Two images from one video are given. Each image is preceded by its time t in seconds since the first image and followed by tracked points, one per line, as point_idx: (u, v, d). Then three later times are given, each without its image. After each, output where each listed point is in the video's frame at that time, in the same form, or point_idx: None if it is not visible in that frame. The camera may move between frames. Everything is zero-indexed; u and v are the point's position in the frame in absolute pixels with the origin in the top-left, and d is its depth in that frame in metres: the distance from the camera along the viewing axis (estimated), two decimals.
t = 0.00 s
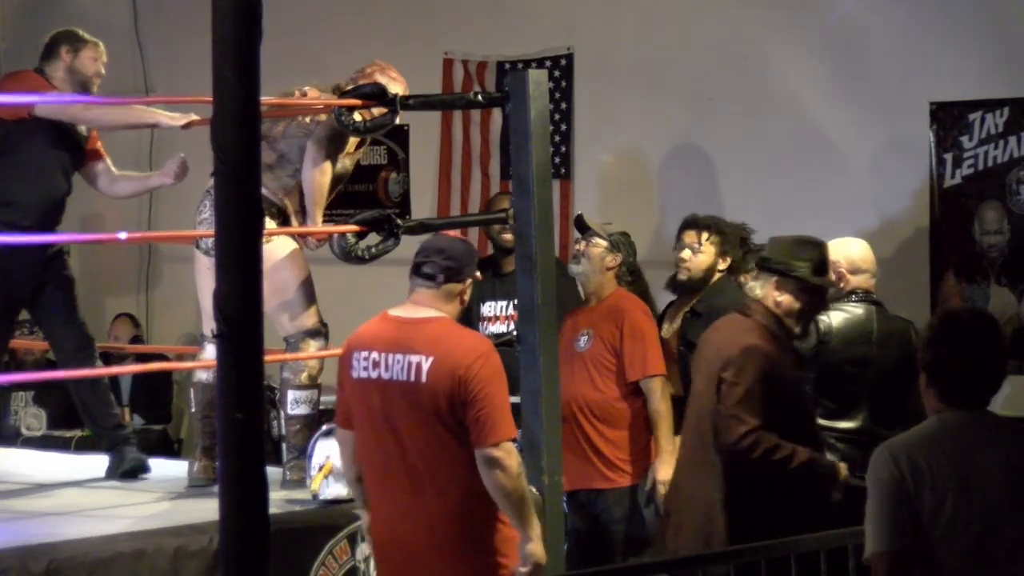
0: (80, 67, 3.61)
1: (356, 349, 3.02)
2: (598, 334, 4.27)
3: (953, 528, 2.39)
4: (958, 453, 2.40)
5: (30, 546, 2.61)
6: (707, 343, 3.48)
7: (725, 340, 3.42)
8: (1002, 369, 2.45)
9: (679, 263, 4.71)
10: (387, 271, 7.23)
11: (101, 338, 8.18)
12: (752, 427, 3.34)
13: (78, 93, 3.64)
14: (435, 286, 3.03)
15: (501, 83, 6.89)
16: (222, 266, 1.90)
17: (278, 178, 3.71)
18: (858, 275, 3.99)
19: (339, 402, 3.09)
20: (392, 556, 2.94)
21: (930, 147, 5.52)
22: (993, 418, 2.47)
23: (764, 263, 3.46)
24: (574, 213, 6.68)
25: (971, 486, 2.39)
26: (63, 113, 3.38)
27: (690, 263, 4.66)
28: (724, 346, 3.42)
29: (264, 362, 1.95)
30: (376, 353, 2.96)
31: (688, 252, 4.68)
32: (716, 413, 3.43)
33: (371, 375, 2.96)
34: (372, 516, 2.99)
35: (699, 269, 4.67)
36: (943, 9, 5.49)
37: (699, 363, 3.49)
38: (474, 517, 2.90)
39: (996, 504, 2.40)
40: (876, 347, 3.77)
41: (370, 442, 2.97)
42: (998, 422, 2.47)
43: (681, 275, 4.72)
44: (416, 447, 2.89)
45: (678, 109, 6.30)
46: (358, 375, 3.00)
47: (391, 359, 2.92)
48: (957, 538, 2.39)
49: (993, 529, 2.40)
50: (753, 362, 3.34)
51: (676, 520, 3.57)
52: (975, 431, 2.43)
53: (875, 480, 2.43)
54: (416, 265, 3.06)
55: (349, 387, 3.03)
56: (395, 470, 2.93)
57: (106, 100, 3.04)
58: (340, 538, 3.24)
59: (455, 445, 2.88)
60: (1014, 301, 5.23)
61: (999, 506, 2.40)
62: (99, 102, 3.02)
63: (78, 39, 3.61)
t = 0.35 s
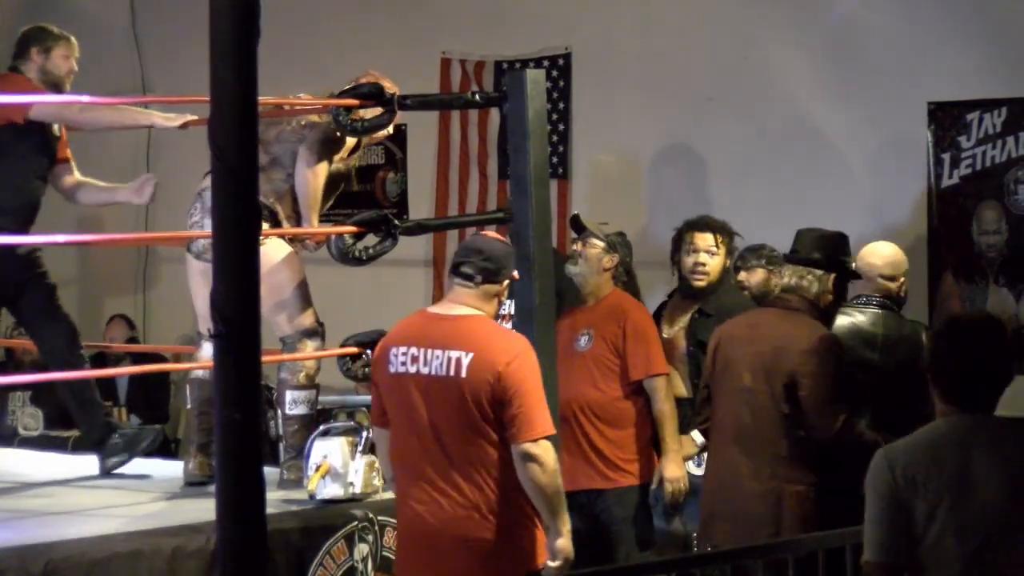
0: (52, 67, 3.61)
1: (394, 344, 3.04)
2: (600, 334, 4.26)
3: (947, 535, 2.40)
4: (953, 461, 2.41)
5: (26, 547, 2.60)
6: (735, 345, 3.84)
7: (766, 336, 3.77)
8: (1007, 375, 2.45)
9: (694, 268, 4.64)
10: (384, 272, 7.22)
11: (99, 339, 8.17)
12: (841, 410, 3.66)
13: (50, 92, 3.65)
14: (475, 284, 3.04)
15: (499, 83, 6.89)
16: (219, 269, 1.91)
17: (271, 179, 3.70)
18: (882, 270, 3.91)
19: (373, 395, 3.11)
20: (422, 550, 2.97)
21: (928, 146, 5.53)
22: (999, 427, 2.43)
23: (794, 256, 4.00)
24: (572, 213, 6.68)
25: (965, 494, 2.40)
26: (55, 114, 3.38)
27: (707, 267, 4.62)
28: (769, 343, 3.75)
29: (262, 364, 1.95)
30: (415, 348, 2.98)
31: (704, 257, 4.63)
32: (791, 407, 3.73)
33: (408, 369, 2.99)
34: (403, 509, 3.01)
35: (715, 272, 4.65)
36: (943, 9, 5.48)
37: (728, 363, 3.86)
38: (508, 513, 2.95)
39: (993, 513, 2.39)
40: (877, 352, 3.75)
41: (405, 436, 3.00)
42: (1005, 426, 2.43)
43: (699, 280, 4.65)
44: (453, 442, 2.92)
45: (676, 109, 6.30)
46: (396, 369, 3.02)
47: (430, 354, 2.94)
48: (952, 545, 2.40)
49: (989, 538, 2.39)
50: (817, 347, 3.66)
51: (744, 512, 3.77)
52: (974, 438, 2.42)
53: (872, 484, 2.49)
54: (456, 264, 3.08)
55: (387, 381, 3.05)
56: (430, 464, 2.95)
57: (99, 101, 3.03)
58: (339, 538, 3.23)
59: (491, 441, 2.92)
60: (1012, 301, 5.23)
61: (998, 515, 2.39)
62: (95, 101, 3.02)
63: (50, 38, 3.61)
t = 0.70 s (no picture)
0: (20, 64, 3.59)
1: (431, 334, 3.09)
2: (583, 337, 4.08)
3: (895, 534, 2.88)
4: (917, 466, 2.85)
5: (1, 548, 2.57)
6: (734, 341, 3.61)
7: (760, 333, 3.50)
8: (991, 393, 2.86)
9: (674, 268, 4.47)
10: (361, 272, 7.17)
11: (73, 339, 8.09)
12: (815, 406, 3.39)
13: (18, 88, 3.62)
14: (520, 281, 3.09)
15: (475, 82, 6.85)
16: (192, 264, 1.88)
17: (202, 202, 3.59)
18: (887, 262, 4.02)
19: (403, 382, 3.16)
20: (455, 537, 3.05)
21: (903, 147, 5.60)
22: (972, 441, 2.84)
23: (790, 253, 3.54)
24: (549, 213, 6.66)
25: (923, 496, 2.85)
26: (30, 116, 3.31)
27: (688, 265, 4.46)
28: (764, 341, 3.49)
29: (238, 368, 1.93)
30: (456, 338, 3.04)
31: (684, 256, 4.48)
32: (768, 403, 3.50)
33: (447, 360, 3.04)
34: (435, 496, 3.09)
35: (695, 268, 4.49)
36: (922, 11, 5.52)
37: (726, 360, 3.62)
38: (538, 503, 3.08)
39: (946, 520, 2.85)
40: (875, 348, 3.51)
41: (441, 426, 3.06)
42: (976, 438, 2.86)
43: (680, 279, 4.47)
44: (492, 434, 3.01)
45: (654, 110, 6.31)
46: (436, 358, 3.07)
47: (473, 347, 3.00)
48: (903, 544, 2.88)
49: (940, 541, 2.86)
50: (805, 352, 3.41)
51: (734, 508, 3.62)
52: (941, 450, 2.84)
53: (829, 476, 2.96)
54: (502, 260, 3.09)
55: (422, 369, 3.10)
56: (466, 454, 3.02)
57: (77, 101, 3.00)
58: (315, 538, 3.22)
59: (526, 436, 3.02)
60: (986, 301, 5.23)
61: (950, 521, 2.86)
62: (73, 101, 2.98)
63: (18, 34, 3.57)
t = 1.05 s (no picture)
0: None
1: (439, 331, 3.07)
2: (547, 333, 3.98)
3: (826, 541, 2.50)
4: (872, 477, 2.48)
5: None
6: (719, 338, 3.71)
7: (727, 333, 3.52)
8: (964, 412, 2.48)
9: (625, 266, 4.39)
10: (330, 272, 7.13)
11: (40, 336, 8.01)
12: (742, 412, 3.35)
13: None
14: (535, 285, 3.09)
15: (441, 83, 6.77)
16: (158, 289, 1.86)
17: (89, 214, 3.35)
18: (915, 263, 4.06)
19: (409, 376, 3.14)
20: (461, 536, 3.04)
21: (870, 147, 5.59)
22: (937, 460, 2.47)
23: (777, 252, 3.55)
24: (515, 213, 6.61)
25: (877, 512, 2.47)
26: None
27: (639, 261, 4.39)
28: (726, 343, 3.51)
29: (204, 371, 1.91)
30: (464, 336, 3.02)
31: (634, 253, 4.40)
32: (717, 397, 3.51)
33: (455, 357, 3.02)
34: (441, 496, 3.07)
35: (646, 265, 4.40)
36: (889, 13, 5.51)
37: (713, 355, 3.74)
38: (547, 500, 3.07)
39: (883, 535, 2.47)
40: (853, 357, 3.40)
41: (449, 425, 3.03)
42: (943, 460, 2.48)
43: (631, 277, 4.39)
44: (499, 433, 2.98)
45: (619, 110, 6.27)
46: (443, 355, 3.05)
47: (480, 346, 2.98)
48: (832, 554, 2.50)
49: (871, 560, 2.47)
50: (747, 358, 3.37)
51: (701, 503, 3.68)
52: (908, 465, 2.47)
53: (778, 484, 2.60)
54: (517, 262, 3.07)
55: (429, 365, 3.08)
56: (472, 454, 3.00)
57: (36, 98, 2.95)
58: (281, 540, 3.18)
59: (534, 434, 3.00)
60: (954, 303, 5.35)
61: (893, 542, 2.47)
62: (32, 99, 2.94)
63: None
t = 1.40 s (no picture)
0: None
1: (423, 333, 3.24)
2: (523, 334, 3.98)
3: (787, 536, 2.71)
4: (835, 475, 2.66)
5: None
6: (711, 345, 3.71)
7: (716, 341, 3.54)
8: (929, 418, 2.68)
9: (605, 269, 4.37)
10: (298, 272, 7.08)
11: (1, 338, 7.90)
12: (723, 422, 3.38)
13: None
14: (516, 283, 3.31)
15: (410, 83, 6.75)
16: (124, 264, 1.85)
17: None
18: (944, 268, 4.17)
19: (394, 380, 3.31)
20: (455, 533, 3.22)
21: (837, 148, 5.60)
22: (901, 459, 2.62)
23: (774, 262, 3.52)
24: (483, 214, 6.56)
25: (834, 510, 2.65)
26: None
27: (619, 264, 4.37)
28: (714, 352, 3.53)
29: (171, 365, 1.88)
30: (449, 338, 3.20)
31: (612, 255, 4.38)
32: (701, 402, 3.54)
33: (442, 358, 3.20)
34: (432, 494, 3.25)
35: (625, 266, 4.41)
36: (856, 15, 5.54)
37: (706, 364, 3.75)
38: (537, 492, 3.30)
39: (836, 530, 2.65)
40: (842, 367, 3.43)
41: (439, 424, 3.21)
42: (901, 461, 2.62)
43: (611, 281, 4.37)
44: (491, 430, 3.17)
45: (585, 111, 6.25)
46: (429, 358, 3.22)
47: (467, 347, 3.16)
48: (790, 551, 2.70)
49: (822, 556, 2.66)
50: (731, 367, 3.40)
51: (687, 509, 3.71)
52: (867, 464, 2.63)
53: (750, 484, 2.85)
54: (498, 262, 3.28)
55: (416, 367, 3.25)
56: (464, 452, 3.19)
57: None
58: (248, 540, 3.17)
59: (521, 429, 3.21)
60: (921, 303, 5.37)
61: (846, 538, 2.64)
62: None
63: None
